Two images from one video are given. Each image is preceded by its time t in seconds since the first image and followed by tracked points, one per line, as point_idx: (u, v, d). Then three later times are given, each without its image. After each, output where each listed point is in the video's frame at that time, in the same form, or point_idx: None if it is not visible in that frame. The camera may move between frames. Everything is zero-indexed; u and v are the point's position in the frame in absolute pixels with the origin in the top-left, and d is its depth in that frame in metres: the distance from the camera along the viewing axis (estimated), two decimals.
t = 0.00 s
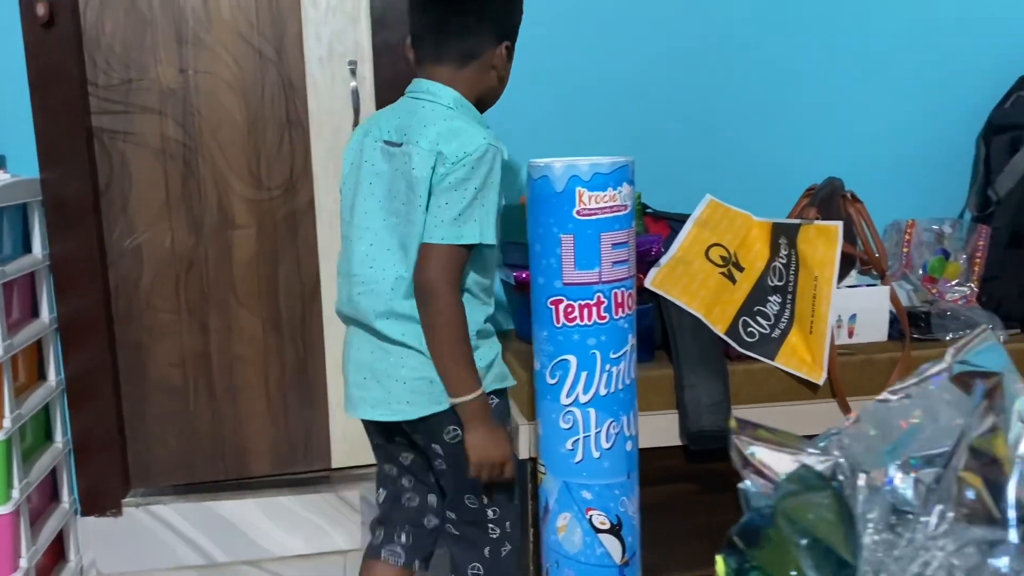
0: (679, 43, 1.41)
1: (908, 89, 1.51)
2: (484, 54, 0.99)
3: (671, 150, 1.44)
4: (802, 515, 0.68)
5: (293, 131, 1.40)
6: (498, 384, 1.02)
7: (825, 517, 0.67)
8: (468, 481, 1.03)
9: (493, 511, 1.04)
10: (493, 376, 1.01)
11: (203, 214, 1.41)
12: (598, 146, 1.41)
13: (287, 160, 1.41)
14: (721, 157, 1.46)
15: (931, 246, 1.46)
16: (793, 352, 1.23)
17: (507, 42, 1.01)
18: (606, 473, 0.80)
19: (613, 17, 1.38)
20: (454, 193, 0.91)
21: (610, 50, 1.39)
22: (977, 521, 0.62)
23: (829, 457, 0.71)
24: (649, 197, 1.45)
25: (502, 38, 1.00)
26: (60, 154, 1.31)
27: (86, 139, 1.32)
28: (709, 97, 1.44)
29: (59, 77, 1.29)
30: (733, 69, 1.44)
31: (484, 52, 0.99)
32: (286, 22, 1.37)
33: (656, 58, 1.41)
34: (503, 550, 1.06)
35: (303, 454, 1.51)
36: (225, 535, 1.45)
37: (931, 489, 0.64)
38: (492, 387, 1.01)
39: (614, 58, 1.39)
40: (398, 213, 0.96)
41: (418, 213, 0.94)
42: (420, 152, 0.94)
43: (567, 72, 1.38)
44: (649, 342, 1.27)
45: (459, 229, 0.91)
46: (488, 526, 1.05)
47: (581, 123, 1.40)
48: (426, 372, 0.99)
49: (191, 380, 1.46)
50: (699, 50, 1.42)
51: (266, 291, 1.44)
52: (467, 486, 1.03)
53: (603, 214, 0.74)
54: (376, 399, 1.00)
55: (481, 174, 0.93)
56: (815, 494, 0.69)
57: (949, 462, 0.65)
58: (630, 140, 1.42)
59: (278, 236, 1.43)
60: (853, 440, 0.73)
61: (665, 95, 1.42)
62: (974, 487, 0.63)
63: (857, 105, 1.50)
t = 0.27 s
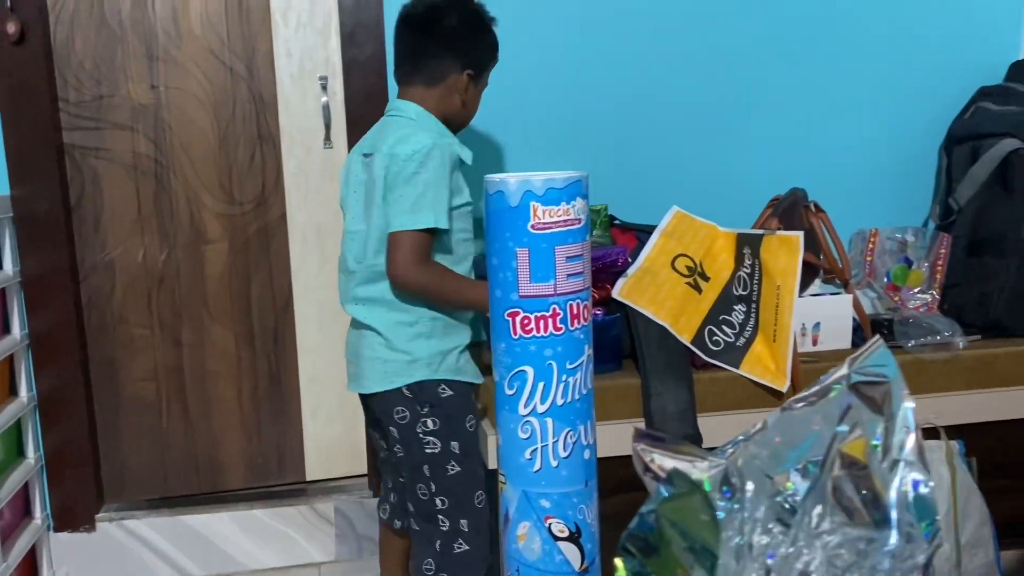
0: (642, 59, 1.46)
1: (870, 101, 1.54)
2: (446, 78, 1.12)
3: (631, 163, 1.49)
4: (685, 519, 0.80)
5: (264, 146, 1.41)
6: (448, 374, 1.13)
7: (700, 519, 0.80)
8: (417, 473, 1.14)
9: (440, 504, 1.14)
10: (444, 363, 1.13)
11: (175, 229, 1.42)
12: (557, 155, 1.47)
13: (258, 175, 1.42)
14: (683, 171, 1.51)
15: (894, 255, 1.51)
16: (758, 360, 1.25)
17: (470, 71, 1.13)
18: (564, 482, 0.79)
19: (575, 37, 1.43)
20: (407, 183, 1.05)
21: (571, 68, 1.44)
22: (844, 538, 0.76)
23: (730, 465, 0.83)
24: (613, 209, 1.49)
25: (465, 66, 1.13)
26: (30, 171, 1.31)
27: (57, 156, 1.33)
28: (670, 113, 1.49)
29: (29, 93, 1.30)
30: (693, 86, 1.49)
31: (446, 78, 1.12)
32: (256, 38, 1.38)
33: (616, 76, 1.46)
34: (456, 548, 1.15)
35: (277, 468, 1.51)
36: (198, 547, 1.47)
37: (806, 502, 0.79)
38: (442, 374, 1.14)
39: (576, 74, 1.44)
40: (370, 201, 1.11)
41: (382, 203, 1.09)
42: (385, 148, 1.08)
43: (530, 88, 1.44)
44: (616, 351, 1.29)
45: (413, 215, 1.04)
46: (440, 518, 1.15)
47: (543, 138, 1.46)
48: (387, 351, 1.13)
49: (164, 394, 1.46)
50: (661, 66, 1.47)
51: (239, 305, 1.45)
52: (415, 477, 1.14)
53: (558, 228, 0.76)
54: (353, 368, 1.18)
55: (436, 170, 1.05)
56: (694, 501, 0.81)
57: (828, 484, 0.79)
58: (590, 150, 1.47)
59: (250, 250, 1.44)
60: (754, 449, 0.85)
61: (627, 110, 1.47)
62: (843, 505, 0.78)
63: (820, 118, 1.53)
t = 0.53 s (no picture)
0: (611, 79, 1.47)
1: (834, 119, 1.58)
2: (403, 98, 1.20)
3: (603, 182, 1.50)
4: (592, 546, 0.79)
5: (236, 167, 1.42)
6: (383, 357, 1.19)
7: (603, 541, 0.79)
8: (349, 443, 1.23)
9: (365, 473, 1.21)
10: (377, 346, 1.19)
11: (147, 251, 1.43)
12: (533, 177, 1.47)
13: (230, 196, 1.43)
14: (653, 189, 1.53)
15: (857, 270, 1.55)
16: (722, 376, 1.27)
17: (426, 95, 1.20)
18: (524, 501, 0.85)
19: (545, 56, 1.44)
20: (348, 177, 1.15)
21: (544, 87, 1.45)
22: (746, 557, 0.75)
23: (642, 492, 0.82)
24: (584, 227, 1.51)
25: (422, 90, 1.20)
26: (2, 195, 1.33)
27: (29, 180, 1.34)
28: (640, 131, 1.50)
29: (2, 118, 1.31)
30: (661, 104, 1.50)
31: (405, 98, 1.20)
32: (227, 60, 1.39)
33: (588, 94, 1.47)
34: (376, 517, 1.21)
35: (251, 487, 1.51)
36: (170, 569, 1.47)
37: (709, 524, 0.78)
38: (374, 356, 1.19)
39: (548, 92, 1.46)
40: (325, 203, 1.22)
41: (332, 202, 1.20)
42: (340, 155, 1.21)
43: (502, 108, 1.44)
44: (585, 368, 1.30)
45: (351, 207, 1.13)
46: (365, 488, 1.22)
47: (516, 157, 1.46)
48: (333, 333, 1.22)
49: (137, 415, 1.47)
50: (630, 85, 1.49)
51: (211, 325, 1.46)
52: (348, 447, 1.23)
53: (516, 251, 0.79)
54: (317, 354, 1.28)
55: (373, 167, 1.15)
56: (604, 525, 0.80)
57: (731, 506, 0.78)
58: (562, 170, 1.48)
59: (222, 270, 1.45)
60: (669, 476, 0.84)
61: (598, 128, 1.49)
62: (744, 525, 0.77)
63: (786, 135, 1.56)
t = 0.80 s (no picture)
0: (582, 102, 1.49)
1: (803, 140, 1.60)
2: (380, 128, 1.24)
3: (577, 204, 1.52)
4: None
5: (210, 191, 1.43)
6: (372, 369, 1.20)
7: None
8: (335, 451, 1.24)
9: (348, 481, 1.22)
10: (365, 356, 1.20)
11: (120, 275, 1.43)
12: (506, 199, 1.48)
13: (204, 219, 1.43)
14: (626, 210, 1.54)
15: (826, 289, 1.57)
16: (694, 396, 1.28)
17: (398, 125, 1.23)
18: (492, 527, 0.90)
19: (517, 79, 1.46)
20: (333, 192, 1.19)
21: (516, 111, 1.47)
22: None
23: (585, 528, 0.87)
24: (558, 248, 1.52)
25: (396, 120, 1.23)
26: None
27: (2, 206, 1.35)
28: (613, 153, 1.52)
29: None
30: (633, 126, 1.53)
31: (382, 129, 1.24)
32: (201, 84, 1.40)
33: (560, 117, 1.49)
34: (358, 524, 1.21)
35: (226, 511, 1.51)
36: None
37: (646, 554, 0.85)
38: (362, 366, 1.20)
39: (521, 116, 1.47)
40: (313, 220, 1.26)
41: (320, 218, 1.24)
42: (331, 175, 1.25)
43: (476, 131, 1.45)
44: (559, 389, 1.31)
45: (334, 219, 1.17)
46: (348, 495, 1.23)
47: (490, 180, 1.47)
48: (322, 345, 1.24)
49: (110, 440, 1.46)
50: (601, 108, 1.51)
51: (185, 349, 1.46)
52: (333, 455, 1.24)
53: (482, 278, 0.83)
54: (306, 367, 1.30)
55: (358, 184, 1.19)
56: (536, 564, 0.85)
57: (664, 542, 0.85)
58: (536, 194, 1.49)
59: (196, 294, 1.45)
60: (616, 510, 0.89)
61: (570, 151, 1.50)
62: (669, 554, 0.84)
63: (756, 156, 1.59)
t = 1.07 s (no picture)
0: (558, 126, 1.52)
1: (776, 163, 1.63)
2: (366, 154, 1.26)
3: (552, 226, 1.54)
4: None
5: (187, 216, 1.43)
6: (360, 391, 1.21)
7: None
8: (329, 473, 1.25)
9: (345, 501, 1.23)
10: (357, 379, 1.21)
11: (97, 301, 1.43)
12: (481, 221, 1.50)
13: (182, 244, 1.44)
14: (602, 232, 1.56)
15: (800, 310, 1.59)
16: (671, 417, 1.30)
17: (383, 151, 1.24)
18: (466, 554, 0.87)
19: (492, 104, 1.49)
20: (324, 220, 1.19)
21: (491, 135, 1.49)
22: None
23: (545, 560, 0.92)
24: (534, 270, 1.54)
25: (381, 151, 1.24)
26: None
27: None
28: (588, 177, 1.54)
29: None
30: (608, 150, 1.55)
31: (369, 154, 1.26)
32: (179, 109, 1.40)
33: (535, 142, 1.51)
34: (357, 543, 1.22)
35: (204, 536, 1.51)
36: None
37: None
38: (354, 389, 1.21)
39: (496, 140, 1.50)
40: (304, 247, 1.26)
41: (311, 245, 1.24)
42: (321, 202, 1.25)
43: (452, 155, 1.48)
44: (536, 413, 1.32)
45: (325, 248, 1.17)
46: (345, 515, 1.23)
47: (467, 203, 1.49)
48: (313, 369, 1.24)
49: (86, 465, 1.45)
50: (576, 132, 1.53)
51: (163, 373, 1.46)
52: (327, 477, 1.25)
53: (454, 307, 0.82)
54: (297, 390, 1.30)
55: (348, 213, 1.19)
56: None
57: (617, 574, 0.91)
58: (511, 216, 1.52)
59: (174, 319, 1.45)
60: (574, 542, 0.94)
61: (546, 174, 1.52)
62: None
63: (731, 179, 1.61)
